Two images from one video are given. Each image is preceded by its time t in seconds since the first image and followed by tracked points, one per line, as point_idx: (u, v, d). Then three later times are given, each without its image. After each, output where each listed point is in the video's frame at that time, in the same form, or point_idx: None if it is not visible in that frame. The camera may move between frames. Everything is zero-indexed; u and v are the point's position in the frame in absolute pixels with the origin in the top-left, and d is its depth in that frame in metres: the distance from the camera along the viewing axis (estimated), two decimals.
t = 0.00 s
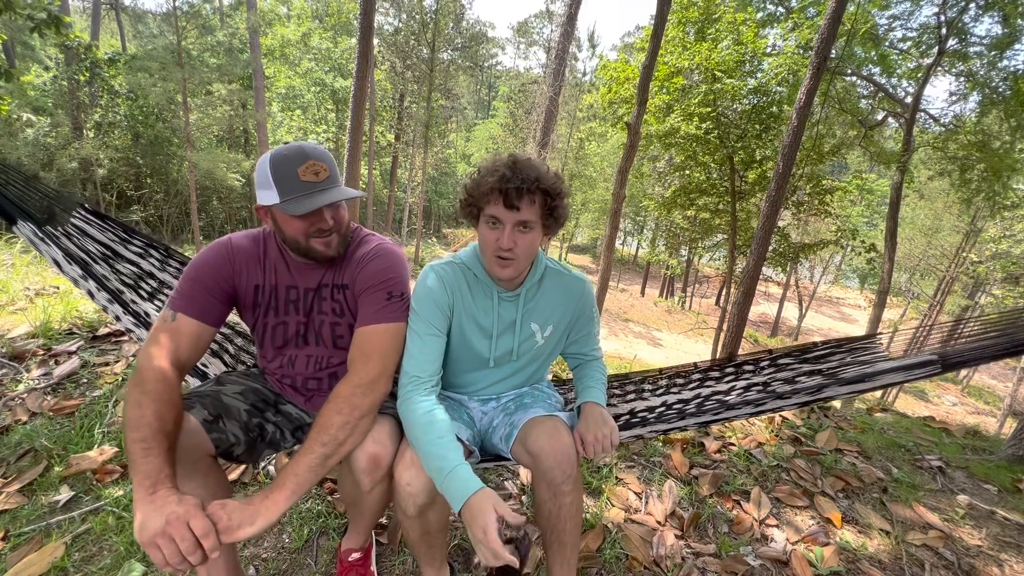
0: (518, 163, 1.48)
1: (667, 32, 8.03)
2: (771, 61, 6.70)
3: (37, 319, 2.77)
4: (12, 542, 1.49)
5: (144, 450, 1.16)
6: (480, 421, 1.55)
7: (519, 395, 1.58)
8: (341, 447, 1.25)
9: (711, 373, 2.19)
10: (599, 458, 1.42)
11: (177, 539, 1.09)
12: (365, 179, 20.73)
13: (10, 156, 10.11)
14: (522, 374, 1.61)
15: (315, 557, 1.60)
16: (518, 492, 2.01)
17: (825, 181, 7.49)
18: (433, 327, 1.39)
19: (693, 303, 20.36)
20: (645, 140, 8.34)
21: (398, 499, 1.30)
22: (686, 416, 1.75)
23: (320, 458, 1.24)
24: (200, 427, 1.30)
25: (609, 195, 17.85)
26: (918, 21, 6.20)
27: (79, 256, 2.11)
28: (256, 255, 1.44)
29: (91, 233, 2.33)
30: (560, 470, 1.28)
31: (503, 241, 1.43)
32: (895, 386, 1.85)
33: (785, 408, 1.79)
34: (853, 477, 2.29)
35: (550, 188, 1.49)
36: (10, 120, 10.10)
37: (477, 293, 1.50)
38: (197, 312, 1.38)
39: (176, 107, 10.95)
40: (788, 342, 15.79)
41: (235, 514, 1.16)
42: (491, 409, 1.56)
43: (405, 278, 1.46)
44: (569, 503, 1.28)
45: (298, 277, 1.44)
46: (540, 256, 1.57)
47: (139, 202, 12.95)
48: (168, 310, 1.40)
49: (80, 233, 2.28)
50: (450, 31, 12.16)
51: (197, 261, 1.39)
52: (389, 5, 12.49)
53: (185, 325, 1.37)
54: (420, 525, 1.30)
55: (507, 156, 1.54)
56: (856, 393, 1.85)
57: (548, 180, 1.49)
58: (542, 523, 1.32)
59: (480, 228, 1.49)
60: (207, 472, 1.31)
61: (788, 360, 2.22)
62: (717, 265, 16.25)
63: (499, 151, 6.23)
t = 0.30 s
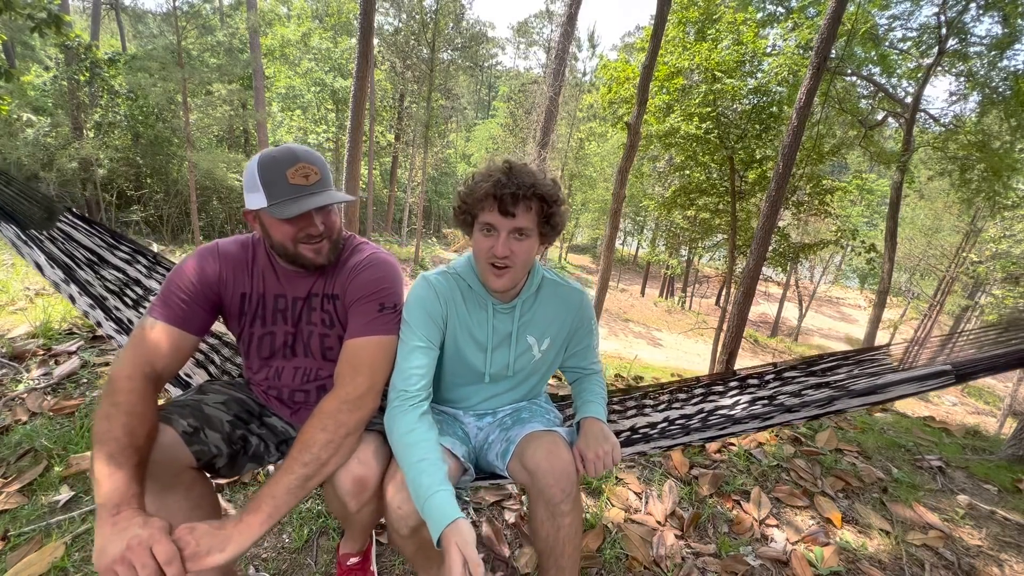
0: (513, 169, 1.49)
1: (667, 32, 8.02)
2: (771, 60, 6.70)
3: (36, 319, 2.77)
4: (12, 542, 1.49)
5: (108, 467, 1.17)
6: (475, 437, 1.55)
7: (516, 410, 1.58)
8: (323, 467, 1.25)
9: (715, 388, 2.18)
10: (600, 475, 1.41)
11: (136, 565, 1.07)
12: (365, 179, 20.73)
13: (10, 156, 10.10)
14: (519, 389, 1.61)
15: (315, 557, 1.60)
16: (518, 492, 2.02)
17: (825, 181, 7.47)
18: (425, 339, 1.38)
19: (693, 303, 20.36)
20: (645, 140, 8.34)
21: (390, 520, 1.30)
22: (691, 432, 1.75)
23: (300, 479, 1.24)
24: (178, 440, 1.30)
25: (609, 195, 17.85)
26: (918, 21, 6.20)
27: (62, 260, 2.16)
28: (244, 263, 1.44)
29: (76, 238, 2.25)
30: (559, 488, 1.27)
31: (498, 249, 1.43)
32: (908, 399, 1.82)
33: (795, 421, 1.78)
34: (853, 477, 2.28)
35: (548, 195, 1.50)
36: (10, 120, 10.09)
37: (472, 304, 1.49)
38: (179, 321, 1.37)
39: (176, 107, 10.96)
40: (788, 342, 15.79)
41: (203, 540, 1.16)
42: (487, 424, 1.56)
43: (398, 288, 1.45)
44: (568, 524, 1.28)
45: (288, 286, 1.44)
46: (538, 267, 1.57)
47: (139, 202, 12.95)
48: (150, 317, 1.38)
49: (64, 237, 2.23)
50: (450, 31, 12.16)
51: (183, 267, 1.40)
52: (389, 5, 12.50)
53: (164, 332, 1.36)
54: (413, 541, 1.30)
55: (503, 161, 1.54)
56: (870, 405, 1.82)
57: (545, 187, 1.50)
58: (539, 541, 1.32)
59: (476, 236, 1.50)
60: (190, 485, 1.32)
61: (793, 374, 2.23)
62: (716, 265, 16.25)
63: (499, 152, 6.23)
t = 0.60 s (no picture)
0: (515, 172, 1.49)
1: (667, 32, 8.02)
2: (771, 61, 6.70)
3: (37, 319, 2.77)
4: (12, 542, 1.49)
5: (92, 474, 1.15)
6: (473, 443, 1.54)
7: (515, 415, 1.58)
8: (313, 477, 1.25)
9: (716, 393, 2.17)
10: (600, 482, 1.41)
11: None
12: (365, 180, 20.73)
13: (10, 156, 10.11)
14: (518, 395, 1.61)
15: (315, 557, 1.60)
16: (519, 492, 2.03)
17: (825, 181, 7.48)
18: (423, 344, 1.37)
19: (693, 303, 20.36)
20: (645, 140, 8.34)
21: (385, 527, 1.29)
22: (693, 438, 1.75)
23: (289, 489, 1.23)
24: (167, 445, 1.29)
25: (609, 195, 17.85)
26: (918, 21, 6.21)
27: (55, 262, 2.15)
28: (240, 266, 1.45)
29: (72, 240, 2.25)
30: (559, 495, 1.27)
31: (498, 252, 1.43)
32: (913, 404, 1.80)
33: (799, 427, 1.78)
34: (853, 477, 2.28)
35: (549, 198, 1.50)
36: (10, 120, 10.10)
37: (470, 308, 1.49)
38: (170, 323, 1.37)
39: (176, 107, 10.97)
40: (788, 342, 15.79)
41: (186, 551, 1.14)
42: (485, 430, 1.56)
43: (395, 293, 1.45)
44: (567, 532, 1.28)
45: (284, 289, 1.44)
46: (537, 272, 1.57)
47: (139, 202, 12.95)
48: (142, 319, 1.38)
49: (60, 238, 2.23)
50: (450, 31, 12.14)
51: (175, 269, 1.40)
52: (389, 5, 12.51)
53: (154, 334, 1.35)
54: (411, 548, 1.30)
55: (504, 164, 1.54)
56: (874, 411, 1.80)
57: (547, 190, 1.50)
58: (538, 550, 1.31)
59: (476, 238, 1.50)
60: (181, 489, 1.31)
61: (795, 378, 2.22)
62: (716, 265, 16.26)
63: (499, 152, 6.23)
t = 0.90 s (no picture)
0: (522, 172, 1.48)
1: (668, 32, 8.01)
2: (771, 61, 6.70)
3: (37, 319, 2.77)
4: (12, 542, 1.49)
5: (115, 463, 1.15)
6: (477, 433, 1.55)
7: (517, 407, 1.59)
8: (326, 464, 1.25)
9: (714, 383, 2.16)
10: (601, 473, 1.41)
11: (145, 558, 1.06)
12: (365, 180, 20.73)
13: (10, 156, 10.13)
14: (521, 386, 1.61)
15: (315, 557, 1.60)
16: (518, 492, 2.02)
17: (825, 181, 7.49)
18: (428, 337, 1.38)
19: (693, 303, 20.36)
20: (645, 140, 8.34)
21: (391, 515, 1.30)
22: (690, 429, 1.76)
23: (303, 475, 1.23)
24: (182, 435, 1.30)
25: (609, 195, 17.85)
26: (918, 21, 6.20)
27: (66, 259, 2.13)
28: (248, 261, 1.45)
29: (80, 237, 2.26)
30: (560, 485, 1.27)
31: (504, 250, 1.43)
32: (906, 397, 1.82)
33: (793, 420, 1.79)
34: (853, 477, 2.28)
35: (555, 197, 1.49)
36: (10, 120, 10.12)
37: (474, 303, 1.49)
38: (182, 319, 1.38)
39: (176, 107, 10.97)
40: (789, 342, 15.79)
41: (209, 533, 1.14)
42: (488, 421, 1.56)
43: (400, 287, 1.46)
44: (568, 520, 1.28)
45: (291, 283, 1.44)
46: (540, 267, 1.57)
47: (139, 202, 12.94)
48: (155, 315, 1.39)
49: (69, 235, 2.23)
50: (450, 31, 12.14)
51: (186, 266, 1.40)
52: (389, 5, 12.50)
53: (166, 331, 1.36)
54: (414, 538, 1.31)
55: (512, 163, 1.53)
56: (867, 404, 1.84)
57: (552, 190, 1.49)
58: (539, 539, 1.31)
59: (481, 236, 1.49)
60: (192, 479, 1.29)
61: (792, 371, 2.20)
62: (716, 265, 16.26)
63: (499, 152, 6.24)
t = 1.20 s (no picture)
0: (537, 171, 1.48)
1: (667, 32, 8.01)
2: (771, 61, 6.68)
3: (37, 319, 2.77)
4: (12, 542, 1.49)
5: (153, 447, 1.16)
6: (482, 417, 1.55)
7: (521, 392, 1.58)
8: (348, 443, 1.26)
9: (710, 368, 2.20)
10: (600, 457, 1.42)
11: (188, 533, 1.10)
12: (365, 180, 20.73)
13: (10, 156, 10.17)
14: (525, 372, 1.61)
15: (315, 558, 1.60)
16: (518, 492, 2.01)
17: (825, 181, 7.50)
18: (437, 327, 1.38)
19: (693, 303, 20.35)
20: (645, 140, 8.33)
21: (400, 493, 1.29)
22: (686, 415, 1.73)
23: (327, 454, 1.23)
24: (207, 422, 1.31)
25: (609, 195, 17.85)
26: (918, 22, 6.20)
27: (84, 255, 2.12)
28: (265, 253, 1.45)
29: (95, 231, 2.33)
30: (561, 467, 1.28)
31: (514, 247, 1.42)
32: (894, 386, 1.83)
33: (784, 407, 1.77)
34: (853, 477, 2.28)
35: (567, 199, 1.50)
36: (10, 120, 10.18)
37: (483, 294, 1.49)
38: (204, 310, 1.38)
39: (176, 107, 10.97)
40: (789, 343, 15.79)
41: (243, 508, 1.17)
42: (493, 406, 1.56)
43: (409, 277, 1.46)
44: (570, 500, 1.29)
45: (304, 273, 1.44)
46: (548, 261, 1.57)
47: (139, 201, 12.94)
48: (176, 306, 1.40)
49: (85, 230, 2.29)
50: (450, 31, 12.14)
51: (204, 258, 1.40)
52: (388, 5, 12.49)
53: (193, 322, 1.37)
54: (421, 518, 1.30)
55: (528, 162, 1.53)
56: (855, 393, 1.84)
57: (566, 191, 1.50)
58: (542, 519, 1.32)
59: (493, 231, 1.49)
60: (213, 466, 1.31)
61: (787, 357, 2.23)
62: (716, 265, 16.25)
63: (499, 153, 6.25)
